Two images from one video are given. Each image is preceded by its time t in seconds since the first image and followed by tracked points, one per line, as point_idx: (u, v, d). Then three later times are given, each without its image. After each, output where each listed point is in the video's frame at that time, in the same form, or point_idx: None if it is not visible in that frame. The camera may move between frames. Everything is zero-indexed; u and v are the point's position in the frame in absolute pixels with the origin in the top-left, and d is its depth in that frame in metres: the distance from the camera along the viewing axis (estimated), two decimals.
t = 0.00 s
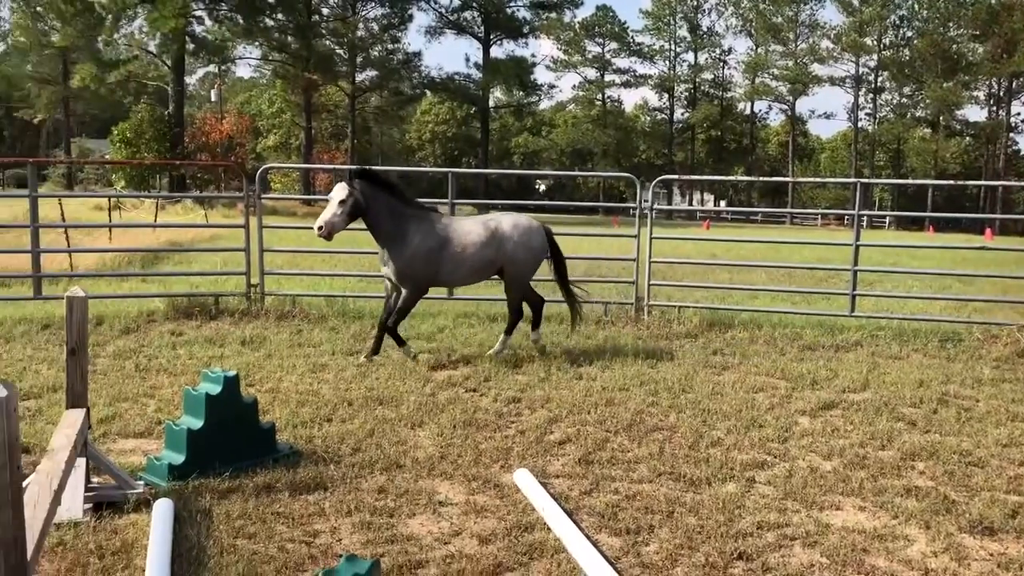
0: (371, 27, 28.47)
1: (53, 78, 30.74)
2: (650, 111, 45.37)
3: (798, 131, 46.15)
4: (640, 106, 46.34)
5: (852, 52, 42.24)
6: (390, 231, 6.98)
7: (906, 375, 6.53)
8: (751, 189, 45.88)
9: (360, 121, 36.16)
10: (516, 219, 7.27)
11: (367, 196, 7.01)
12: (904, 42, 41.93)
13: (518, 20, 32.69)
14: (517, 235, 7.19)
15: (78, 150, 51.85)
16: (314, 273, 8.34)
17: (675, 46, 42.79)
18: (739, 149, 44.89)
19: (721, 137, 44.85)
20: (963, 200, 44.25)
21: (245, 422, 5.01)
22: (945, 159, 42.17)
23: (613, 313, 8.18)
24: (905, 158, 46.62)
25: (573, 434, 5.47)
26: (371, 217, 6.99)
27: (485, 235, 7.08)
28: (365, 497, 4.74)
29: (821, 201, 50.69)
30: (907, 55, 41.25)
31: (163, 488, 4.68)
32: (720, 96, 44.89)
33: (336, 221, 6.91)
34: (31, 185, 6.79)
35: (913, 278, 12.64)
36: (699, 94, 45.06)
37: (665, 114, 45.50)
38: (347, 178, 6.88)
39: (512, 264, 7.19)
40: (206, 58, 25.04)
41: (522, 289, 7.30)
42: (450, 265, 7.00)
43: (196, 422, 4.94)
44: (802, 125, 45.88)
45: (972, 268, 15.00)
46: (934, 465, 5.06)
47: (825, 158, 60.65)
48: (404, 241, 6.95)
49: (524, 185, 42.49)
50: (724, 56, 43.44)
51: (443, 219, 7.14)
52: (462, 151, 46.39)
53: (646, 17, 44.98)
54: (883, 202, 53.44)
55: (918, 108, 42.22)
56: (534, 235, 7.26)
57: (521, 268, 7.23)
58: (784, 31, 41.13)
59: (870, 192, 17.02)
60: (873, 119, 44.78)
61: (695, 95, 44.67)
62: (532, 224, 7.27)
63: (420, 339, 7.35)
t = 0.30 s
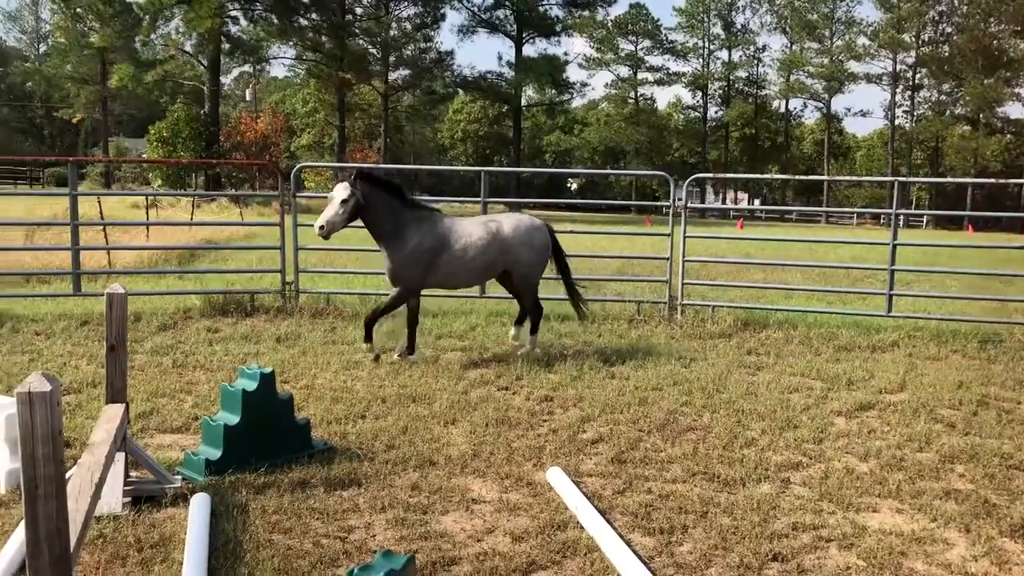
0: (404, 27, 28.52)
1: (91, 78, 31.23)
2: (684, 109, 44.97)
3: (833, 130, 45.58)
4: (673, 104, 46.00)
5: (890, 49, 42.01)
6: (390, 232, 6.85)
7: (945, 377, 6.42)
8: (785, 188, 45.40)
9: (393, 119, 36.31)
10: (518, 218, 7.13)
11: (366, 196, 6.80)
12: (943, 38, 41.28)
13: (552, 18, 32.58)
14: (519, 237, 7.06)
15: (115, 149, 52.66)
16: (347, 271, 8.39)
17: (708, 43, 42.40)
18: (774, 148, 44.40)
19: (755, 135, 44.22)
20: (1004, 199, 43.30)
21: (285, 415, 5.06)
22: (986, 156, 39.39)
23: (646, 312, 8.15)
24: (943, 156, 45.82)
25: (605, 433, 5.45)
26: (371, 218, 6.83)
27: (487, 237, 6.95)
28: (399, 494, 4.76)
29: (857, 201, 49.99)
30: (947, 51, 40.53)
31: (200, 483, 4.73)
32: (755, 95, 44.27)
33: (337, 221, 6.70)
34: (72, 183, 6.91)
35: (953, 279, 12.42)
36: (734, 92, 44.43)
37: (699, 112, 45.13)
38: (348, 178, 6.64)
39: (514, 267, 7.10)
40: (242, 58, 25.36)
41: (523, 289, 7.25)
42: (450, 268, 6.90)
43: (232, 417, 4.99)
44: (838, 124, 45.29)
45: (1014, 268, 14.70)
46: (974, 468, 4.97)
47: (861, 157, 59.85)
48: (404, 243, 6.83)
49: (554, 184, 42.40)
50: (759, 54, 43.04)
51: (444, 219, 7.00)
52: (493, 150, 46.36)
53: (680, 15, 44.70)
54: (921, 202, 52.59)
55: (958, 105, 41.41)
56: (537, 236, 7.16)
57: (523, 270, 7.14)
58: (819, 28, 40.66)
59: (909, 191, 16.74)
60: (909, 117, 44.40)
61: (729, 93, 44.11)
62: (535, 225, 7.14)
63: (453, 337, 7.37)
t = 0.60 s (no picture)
0: (437, 26, 28.47)
1: (129, 78, 31.64)
2: (718, 106, 44.42)
3: (870, 128, 44.88)
4: (707, 102, 45.51)
5: (928, 45, 41.28)
6: (392, 228, 6.98)
7: (986, 379, 6.31)
8: (821, 186, 44.82)
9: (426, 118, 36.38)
10: (522, 213, 7.22)
11: (369, 193, 6.96)
12: (985, 34, 40.41)
13: (585, 16, 32.38)
14: (521, 231, 7.15)
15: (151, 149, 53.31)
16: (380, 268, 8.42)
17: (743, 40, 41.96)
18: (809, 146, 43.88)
19: (791, 134, 43.22)
20: None
21: (321, 409, 5.11)
22: None
23: (680, 312, 8.09)
24: (984, 154, 44.90)
25: (639, 433, 5.43)
26: (373, 214, 6.97)
27: (488, 232, 7.04)
28: (433, 491, 4.78)
29: (894, 199, 49.21)
30: (988, 46, 39.68)
31: (237, 478, 4.78)
32: (790, 92, 43.39)
33: (340, 218, 6.88)
34: (112, 181, 7.01)
35: (996, 278, 12.19)
36: (769, 90, 43.69)
37: (733, 110, 44.48)
38: (351, 174, 6.81)
39: (517, 261, 7.17)
40: (277, 59, 25.58)
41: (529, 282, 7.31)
42: (452, 262, 7.00)
43: (270, 413, 5.04)
44: (875, 121, 44.60)
45: None
46: (1016, 471, 4.88)
47: (898, 154, 58.93)
48: (406, 239, 6.95)
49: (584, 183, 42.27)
50: (795, 51, 42.55)
51: (446, 215, 7.10)
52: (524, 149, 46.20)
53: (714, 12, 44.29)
54: (960, 199, 51.61)
55: (999, 102, 40.52)
56: (540, 231, 7.23)
57: (527, 264, 7.21)
58: (856, 25, 40.13)
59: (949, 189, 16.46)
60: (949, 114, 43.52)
61: (763, 91, 43.37)
62: (537, 220, 7.22)
63: (486, 336, 7.38)
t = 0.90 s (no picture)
0: (469, 25, 28.47)
1: (165, 78, 32.06)
2: (752, 104, 43.85)
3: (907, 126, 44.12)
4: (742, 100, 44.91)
5: (968, 42, 40.53)
6: (393, 222, 6.89)
7: None
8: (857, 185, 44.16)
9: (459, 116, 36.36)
10: (524, 209, 7.19)
11: (371, 186, 6.88)
12: None
13: (619, 14, 32.16)
14: (524, 226, 7.11)
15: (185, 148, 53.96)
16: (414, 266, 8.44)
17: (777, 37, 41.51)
18: (845, 144, 43.19)
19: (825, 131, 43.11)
20: None
21: (353, 407, 5.13)
22: None
23: (714, 311, 8.04)
24: None
25: (673, 432, 5.40)
26: (375, 209, 6.88)
27: (491, 226, 7.00)
28: (467, 489, 4.79)
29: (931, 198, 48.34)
30: None
31: (274, 474, 4.82)
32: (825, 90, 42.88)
33: (341, 212, 6.79)
34: (150, 180, 7.09)
35: None
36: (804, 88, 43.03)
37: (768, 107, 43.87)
38: (353, 167, 6.72)
39: (520, 257, 7.13)
40: (312, 59, 25.72)
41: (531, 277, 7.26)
42: (454, 257, 6.93)
43: (306, 409, 5.07)
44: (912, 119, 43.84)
45: None
46: None
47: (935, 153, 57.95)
48: (408, 233, 6.87)
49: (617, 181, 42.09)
50: (831, 49, 42.04)
51: (447, 210, 7.05)
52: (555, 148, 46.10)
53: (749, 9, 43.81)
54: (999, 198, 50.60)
55: None
56: (542, 227, 7.20)
57: (530, 260, 7.17)
58: (894, 21, 39.60)
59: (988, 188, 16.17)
60: (989, 111, 42.62)
61: (799, 88, 42.73)
62: (540, 216, 7.20)
63: (519, 335, 7.38)
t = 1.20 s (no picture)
0: (518, 23, 28.55)
1: (218, 79, 32.52)
2: (803, 101, 41.93)
3: (966, 121, 42.90)
4: (794, 96, 43.04)
5: None
6: (397, 224, 6.71)
7: None
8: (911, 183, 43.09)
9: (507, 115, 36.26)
10: (526, 211, 7.13)
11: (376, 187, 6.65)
12: None
13: (669, 10, 31.80)
14: (527, 230, 7.06)
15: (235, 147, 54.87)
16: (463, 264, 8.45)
17: (829, 32, 40.77)
18: (900, 141, 42.17)
19: (879, 128, 41.25)
20: None
21: (401, 406, 5.15)
22: None
23: (767, 311, 7.93)
24: None
25: (727, 433, 5.34)
26: (378, 210, 6.67)
27: (495, 229, 6.94)
28: (519, 486, 4.79)
29: (990, 196, 46.95)
30: None
31: (328, 469, 4.87)
32: (880, 86, 40.52)
33: (345, 213, 6.54)
34: (206, 178, 7.22)
35: None
36: (858, 83, 40.75)
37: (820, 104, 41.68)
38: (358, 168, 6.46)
39: (523, 260, 7.08)
40: (361, 58, 25.84)
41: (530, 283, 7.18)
42: (459, 260, 6.85)
43: (359, 406, 5.11)
44: (971, 114, 42.60)
45: None
46: None
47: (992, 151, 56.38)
48: (413, 235, 6.71)
49: (665, 179, 41.70)
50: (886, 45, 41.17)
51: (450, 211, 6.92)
52: (600, 146, 45.82)
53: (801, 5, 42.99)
54: None
55: None
56: (545, 230, 7.16)
57: (532, 263, 7.12)
58: (952, 15, 38.68)
59: None
60: None
61: (851, 85, 40.57)
62: (543, 218, 7.15)
63: (568, 333, 7.35)
